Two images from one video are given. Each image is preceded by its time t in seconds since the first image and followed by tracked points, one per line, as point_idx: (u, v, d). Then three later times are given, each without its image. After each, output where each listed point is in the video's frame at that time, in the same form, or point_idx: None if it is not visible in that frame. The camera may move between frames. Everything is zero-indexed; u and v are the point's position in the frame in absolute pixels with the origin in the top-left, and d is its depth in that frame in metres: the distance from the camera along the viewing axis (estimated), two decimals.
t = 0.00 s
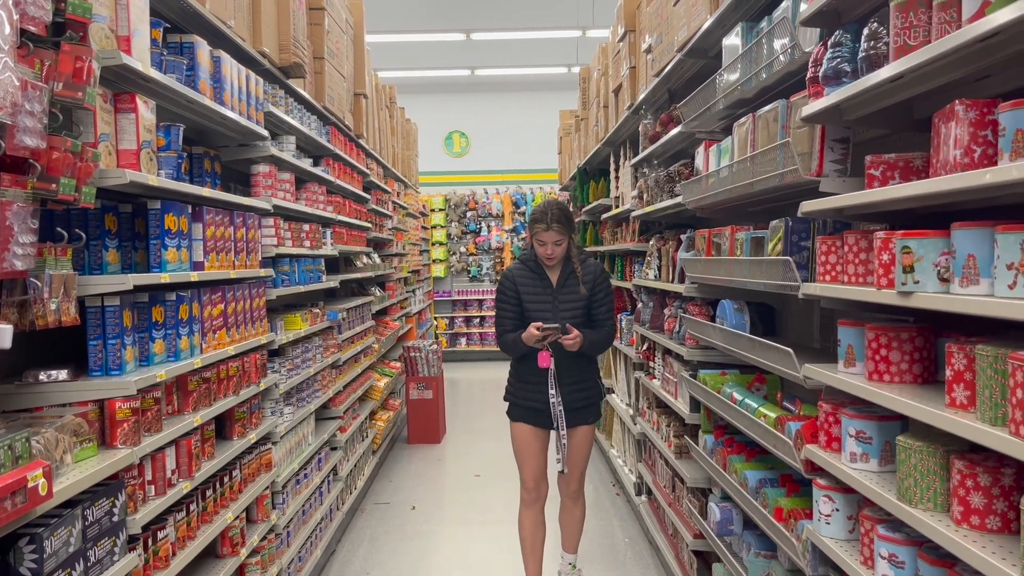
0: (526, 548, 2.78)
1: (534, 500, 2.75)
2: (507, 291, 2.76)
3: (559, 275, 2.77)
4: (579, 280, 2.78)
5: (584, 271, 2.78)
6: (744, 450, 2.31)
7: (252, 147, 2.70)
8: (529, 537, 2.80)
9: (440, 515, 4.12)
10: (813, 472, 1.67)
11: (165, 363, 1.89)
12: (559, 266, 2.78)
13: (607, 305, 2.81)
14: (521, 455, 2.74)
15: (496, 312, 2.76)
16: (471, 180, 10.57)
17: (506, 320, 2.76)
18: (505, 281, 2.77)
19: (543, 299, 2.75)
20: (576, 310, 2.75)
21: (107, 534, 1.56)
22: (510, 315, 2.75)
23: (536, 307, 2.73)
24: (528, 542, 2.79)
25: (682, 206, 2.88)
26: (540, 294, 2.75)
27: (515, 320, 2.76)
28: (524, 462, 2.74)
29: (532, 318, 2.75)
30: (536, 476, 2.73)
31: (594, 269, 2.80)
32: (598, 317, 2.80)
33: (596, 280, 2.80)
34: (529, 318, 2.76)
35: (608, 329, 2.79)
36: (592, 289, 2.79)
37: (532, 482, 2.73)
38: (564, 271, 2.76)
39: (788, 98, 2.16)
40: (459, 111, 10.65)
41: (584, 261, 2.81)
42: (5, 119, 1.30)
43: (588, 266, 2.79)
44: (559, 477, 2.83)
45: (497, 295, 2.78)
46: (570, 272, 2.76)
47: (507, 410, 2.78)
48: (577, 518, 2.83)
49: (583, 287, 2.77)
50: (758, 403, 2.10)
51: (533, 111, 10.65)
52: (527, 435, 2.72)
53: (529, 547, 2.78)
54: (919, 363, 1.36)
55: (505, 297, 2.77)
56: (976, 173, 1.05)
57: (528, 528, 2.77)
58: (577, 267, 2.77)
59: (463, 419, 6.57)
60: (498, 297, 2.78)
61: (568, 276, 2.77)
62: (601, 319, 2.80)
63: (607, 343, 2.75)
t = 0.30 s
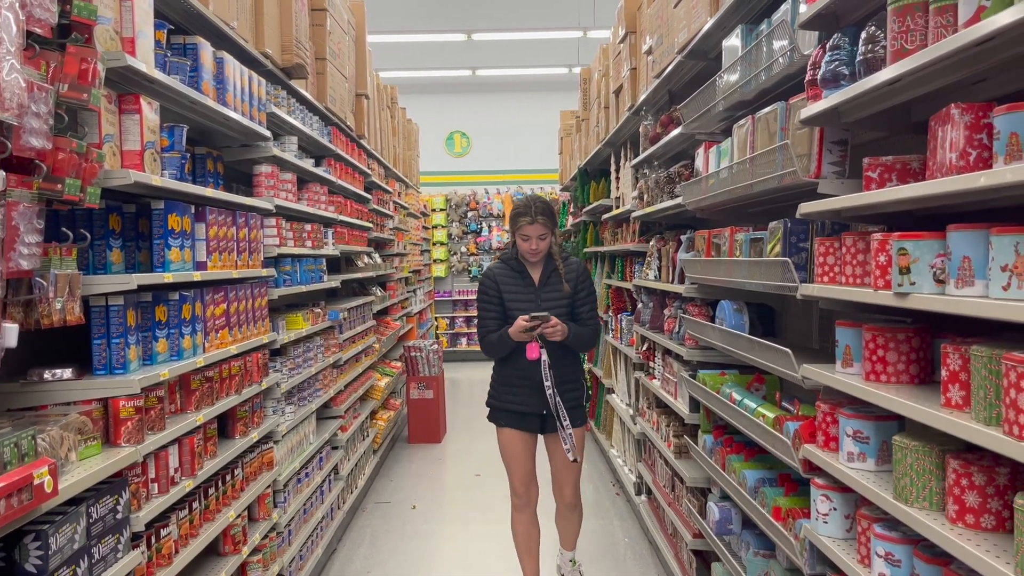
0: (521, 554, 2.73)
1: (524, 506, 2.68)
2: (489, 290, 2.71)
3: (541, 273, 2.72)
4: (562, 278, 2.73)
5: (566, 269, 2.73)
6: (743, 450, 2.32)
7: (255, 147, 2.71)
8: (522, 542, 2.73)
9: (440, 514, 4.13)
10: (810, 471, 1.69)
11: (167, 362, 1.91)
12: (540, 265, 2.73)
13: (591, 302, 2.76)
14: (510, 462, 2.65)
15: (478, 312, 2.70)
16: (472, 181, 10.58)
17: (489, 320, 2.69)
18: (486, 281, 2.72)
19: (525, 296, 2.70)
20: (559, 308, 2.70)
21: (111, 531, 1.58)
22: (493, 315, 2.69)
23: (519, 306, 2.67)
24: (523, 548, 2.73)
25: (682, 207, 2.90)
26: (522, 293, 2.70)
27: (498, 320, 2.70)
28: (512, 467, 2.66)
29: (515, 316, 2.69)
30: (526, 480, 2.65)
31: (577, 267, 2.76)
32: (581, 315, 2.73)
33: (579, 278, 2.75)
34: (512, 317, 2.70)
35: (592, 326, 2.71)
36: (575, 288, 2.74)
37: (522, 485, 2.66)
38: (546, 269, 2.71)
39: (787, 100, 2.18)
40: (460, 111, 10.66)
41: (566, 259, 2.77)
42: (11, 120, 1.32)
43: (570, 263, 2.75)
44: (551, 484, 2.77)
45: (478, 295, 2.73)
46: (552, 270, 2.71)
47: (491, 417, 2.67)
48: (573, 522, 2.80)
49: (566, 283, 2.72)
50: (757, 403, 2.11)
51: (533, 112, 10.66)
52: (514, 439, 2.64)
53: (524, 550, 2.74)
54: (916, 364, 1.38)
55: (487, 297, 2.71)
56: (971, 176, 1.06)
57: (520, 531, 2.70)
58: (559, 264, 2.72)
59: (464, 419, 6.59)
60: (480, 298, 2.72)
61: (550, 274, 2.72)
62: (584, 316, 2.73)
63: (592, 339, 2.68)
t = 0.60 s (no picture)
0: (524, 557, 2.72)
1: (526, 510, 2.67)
2: (484, 293, 2.63)
3: (536, 275, 2.66)
4: (558, 280, 2.66)
5: (562, 270, 2.67)
6: (745, 448, 2.35)
7: (262, 149, 2.74)
8: (526, 546, 2.72)
9: (443, 513, 4.17)
10: (811, 469, 1.72)
11: (179, 362, 1.94)
12: (536, 266, 2.66)
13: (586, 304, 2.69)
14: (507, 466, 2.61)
15: (473, 316, 2.63)
16: (473, 182, 10.62)
17: (484, 324, 2.62)
18: (481, 284, 2.65)
19: (521, 299, 2.63)
20: (554, 310, 2.63)
21: (126, 527, 1.61)
22: (488, 319, 2.61)
23: (515, 309, 2.60)
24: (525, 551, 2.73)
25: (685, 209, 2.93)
26: (518, 296, 2.63)
27: (493, 324, 2.63)
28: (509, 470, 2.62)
29: (511, 320, 2.62)
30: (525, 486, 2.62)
31: (572, 268, 2.69)
32: (577, 318, 2.67)
33: (575, 280, 2.68)
34: (508, 321, 2.63)
35: (588, 328, 2.65)
36: (570, 289, 2.68)
37: (522, 490, 2.63)
38: (541, 271, 2.64)
39: (789, 105, 2.21)
40: (462, 113, 10.69)
41: (561, 261, 2.70)
42: (30, 125, 1.35)
43: (566, 265, 2.68)
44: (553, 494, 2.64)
45: (473, 298, 2.65)
46: (548, 272, 2.64)
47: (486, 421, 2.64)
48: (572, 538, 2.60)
49: (561, 285, 2.65)
50: (759, 403, 2.14)
51: (535, 113, 10.69)
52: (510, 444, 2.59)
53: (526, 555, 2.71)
54: (915, 364, 1.41)
55: (482, 301, 2.64)
56: (967, 181, 1.09)
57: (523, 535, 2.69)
58: (555, 266, 2.65)
59: (466, 419, 6.62)
60: (475, 301, 2.65)
61: (546, 277, 2.65)
62: (580, 318, 2.66)
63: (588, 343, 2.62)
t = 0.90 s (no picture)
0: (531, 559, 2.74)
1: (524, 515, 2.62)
2: (491, 297, 2.59)
3: (546, 281, 2.61)
4: (567, 286, 2.61)
5: (572, 277, 2.62)
6: (745, 444, 2.40)
7: (272, 152, 2.79)
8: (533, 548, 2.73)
9: (447, 511, 4.22)
10: (809, 463, 1.78)
11: (195, 359, 1.99)
12: (545, 271, 2.62)
13: (596, 312, 2.65)
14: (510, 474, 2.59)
15: (480, 320, 2.59)
16: (475, 183, 10.68)
17: (491, 329, 2.58)
18: (489, 287, 2.60)
19: (529, 305, 2.58)
20: (563, 317, 2.58)
21: (147, 518, 1.67)
22: (495, 324, 2.57)
23: (523, 315, 2.56)
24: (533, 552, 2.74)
25: (686, 211, 2.99)
26: (526, 301, 2.58)
27: (500, 328, 2.59)
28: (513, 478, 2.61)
29: (518, 326, 2.58)
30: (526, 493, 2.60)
31: (583, 275, 2.64)
32: (585, 326, 2.62)
33: (585, 287, 2.63)
34: (515, 327, 2.58)
35: (596, 337, 2.61)
36: (580, 297, 2.63)
37: (528, 499, 2.64)
38: (550, 276, 2.60)
39: (788, 109, 2.26)
40: (464, 114, 10.75)
41: (573, 267, 2.65)
42: (58, 130, 1.41)
43: (577, 271, 2.63)
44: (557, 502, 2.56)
45: (480, 302, 2.61)
46: (557, 278, 2.59)
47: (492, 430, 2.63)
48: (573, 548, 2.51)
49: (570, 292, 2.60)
50: (759, 399, 2.20)
51: (536, 114, 10.75)
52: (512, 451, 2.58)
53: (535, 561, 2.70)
54: (909, 360, 1.46)
55: (489, 305, 2.60)
56: (958, 184, 1.15)
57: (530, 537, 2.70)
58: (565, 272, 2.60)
59: (468, 418, 6.68)
60: (482, 304, 2.61)
61: (555, 282, 2.60)
62: (588, 327, 2.62)
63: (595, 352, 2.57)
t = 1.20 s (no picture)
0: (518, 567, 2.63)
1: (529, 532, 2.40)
2: (507, 295, 2.42)
3: (565, 278, 2.43)
4: (589, 285, 2.42)
5: (594, 276, 2.43)
6: (744, 440, 2.46)
7: (280, 154, 2.85)
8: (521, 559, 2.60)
9: (450, 508, 4.28)
10: (805, 455, 1.83)
11: (208, 356, 2.05)
12: (565, 268, 2.44)
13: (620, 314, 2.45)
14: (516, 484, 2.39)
15: (494, 318, 2.43)
16: (477, 184, 10.74)
17: (504, 328, 2.41)
18: (504, 284, 2.44)
19: (546, 304, 2.40)
20: (583, 318, 2.40)
21: (164, 509, 1.72)
22: (509, 323, 2.41)
23: (540, 314, 2.39)
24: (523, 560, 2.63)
25: (686, 211, 3.04)
26: (543, 300, 2.40)
27: (515, 328, 2.42)
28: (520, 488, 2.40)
29: (534, 325, 2.40)
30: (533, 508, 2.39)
31: (606, 275, 2.45)
32: (606, 330, 2.43)
33: (607, 287, 2.44)
34: (531, 326, 2.41)
35: (617, 340, 2.41)
36: (603, 298, 2.43)
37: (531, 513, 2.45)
38: (570, 274, 2.42)
39: (785, 112, 2.32)
40: (466, 116, 10.81)
41: (595, 265, 2.47)
42: (82, 134, 1.47)
43: (600, 269, 2.45)
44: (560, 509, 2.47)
45: (495, 299, 2.45)
46: (578, 276, 2.41)
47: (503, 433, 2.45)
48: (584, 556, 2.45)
49: (591, 292, 2.42)
50: (757, 395, 2.26)
51: (538, 116, 10.81)
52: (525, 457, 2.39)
53: (531, 568, 2.56)
54: (900, 354, 1.52)
55: (504, 303, 2.43)
56: (942, 185, 1.21)
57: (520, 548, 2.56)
58: (586, 270, 2.42)
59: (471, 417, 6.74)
60: (497, 302, 2.44)
61: (575, 280, 2.42)
62: (608, 330, 2.42)
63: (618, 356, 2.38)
